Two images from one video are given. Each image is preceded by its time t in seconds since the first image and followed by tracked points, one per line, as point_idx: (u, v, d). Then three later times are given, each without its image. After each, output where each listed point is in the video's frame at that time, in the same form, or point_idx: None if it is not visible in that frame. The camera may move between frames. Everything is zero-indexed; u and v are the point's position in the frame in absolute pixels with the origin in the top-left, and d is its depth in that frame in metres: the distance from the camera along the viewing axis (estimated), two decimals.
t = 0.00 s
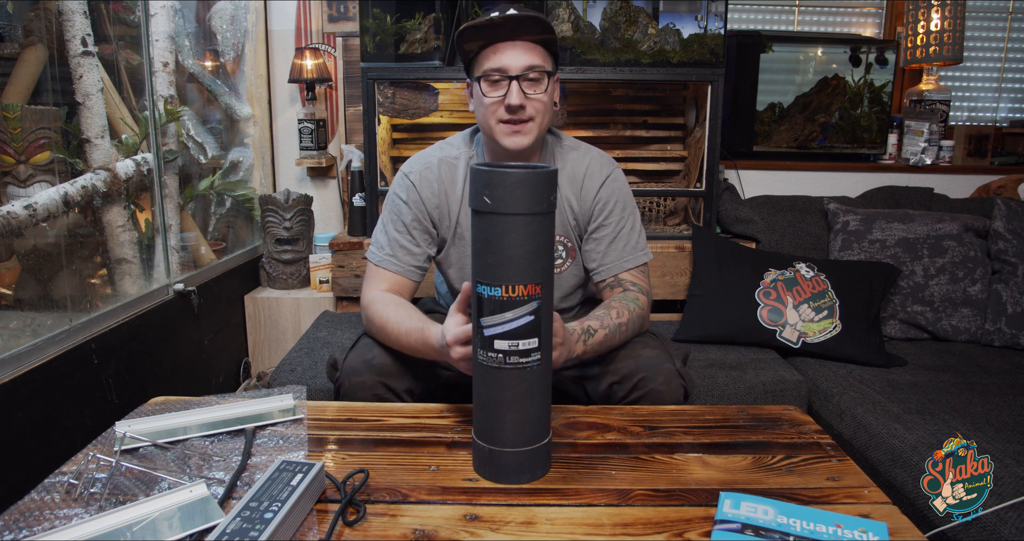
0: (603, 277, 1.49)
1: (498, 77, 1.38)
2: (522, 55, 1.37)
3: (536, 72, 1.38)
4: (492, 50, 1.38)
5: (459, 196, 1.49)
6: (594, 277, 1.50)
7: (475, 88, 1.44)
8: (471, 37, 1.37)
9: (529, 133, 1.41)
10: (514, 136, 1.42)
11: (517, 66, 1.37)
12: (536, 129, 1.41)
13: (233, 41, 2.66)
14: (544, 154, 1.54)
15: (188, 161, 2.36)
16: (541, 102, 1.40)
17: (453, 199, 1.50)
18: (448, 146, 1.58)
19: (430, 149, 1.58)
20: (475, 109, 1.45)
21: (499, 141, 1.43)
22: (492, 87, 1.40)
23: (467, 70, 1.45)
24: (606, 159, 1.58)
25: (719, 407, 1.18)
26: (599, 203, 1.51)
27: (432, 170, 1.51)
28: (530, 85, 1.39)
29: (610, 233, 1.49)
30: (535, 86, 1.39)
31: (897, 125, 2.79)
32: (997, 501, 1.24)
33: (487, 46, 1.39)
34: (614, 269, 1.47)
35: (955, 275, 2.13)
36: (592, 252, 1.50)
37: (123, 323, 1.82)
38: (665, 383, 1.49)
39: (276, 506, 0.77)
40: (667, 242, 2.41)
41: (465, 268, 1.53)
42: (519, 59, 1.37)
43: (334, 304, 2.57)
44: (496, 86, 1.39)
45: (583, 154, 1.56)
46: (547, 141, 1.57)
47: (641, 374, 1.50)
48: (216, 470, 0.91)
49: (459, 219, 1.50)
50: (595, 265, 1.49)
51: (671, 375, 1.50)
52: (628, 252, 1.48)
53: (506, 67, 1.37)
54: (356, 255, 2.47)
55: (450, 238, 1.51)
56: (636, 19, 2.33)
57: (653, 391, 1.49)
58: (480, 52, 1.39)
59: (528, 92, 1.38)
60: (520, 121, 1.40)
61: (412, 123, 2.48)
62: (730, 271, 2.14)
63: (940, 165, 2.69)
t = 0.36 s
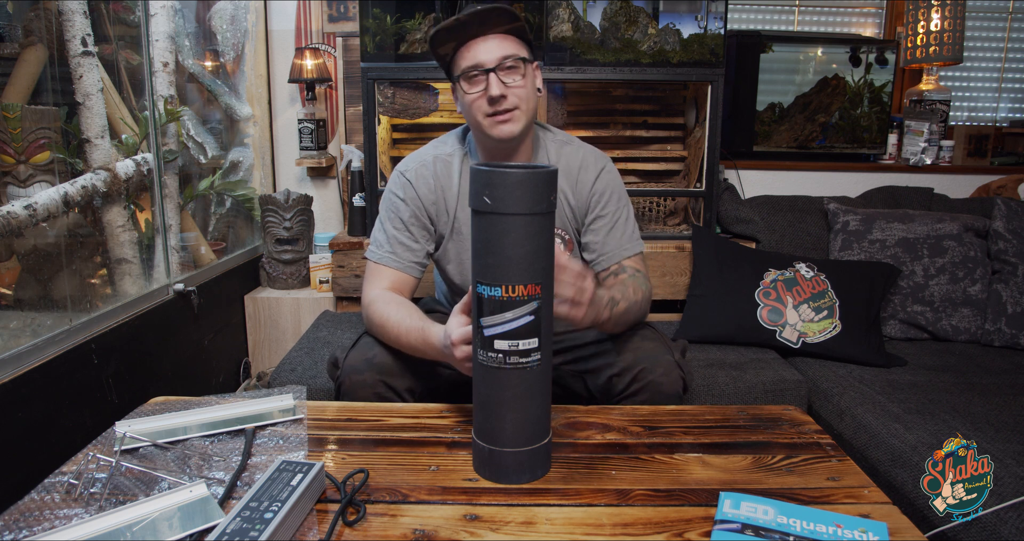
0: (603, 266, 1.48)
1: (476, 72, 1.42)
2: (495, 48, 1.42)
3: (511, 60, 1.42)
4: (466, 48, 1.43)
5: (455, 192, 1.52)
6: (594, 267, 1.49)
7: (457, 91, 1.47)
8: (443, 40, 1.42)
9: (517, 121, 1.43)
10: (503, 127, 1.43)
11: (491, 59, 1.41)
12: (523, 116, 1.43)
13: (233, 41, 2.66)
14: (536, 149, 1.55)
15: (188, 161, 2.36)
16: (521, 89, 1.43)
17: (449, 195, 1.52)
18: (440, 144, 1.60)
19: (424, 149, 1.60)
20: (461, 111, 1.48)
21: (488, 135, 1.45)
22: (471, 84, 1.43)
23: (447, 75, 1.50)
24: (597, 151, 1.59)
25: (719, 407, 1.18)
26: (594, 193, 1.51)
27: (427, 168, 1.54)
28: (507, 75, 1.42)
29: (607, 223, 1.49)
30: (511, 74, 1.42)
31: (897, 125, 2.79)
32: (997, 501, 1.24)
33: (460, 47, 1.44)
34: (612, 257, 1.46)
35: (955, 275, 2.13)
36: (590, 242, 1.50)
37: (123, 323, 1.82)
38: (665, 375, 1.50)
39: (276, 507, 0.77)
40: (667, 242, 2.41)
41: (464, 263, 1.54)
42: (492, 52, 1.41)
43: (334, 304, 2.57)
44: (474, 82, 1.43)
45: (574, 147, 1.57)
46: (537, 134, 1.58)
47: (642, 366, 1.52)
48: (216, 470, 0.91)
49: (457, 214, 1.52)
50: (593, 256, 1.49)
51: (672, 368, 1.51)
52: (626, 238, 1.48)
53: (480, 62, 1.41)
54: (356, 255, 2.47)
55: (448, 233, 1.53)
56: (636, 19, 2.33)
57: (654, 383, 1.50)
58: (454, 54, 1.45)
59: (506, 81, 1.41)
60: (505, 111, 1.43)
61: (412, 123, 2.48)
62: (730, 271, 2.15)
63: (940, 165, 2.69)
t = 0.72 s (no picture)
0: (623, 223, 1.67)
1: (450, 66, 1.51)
2: (466, 44, 1.52)
3: (482, 54, 1.52)
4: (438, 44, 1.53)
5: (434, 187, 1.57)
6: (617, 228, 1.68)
7: (431, 87, 1.57)
8: (416, 33, 1.52)
9: (490, 113, 1.52)
10: (476, 117, 1.52)
11: (464, 51, 1.51)
12: (494, 107, 1.53)
13: (233, 42, 2.66)
14: (512, 140, 1.66)
15: (188, 161, 2.36)
16: (492, 82, 1.53)
17: (428, 193, 1.57)
18: (414, 151, 1.66)
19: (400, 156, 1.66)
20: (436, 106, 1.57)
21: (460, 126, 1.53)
22: (444, 76, 1.53)
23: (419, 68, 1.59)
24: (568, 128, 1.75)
25: (719, 407, 1.18)
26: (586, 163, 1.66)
27: (404, 171, 1.59)
28: (479, 68, 1.52)
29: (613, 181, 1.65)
30: (483, 68, 1.53)
31: (897, 125, 2.79)
32: (997, 501, 1.24)
33: (432, 40, 1.54)
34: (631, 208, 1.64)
35: (955, 275, 2.13)
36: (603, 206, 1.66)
37: (123, 323, 1.82)
38: (661, 377, 1.51)
39: (276, 506, 0.77)
40: (667, 242, 2.41)
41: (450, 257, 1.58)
42: (464, 46, 1.52)
43: (334, 304, 2.57)
44: (448, 75, 1.53)
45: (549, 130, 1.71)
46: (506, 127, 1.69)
47: (637, 368, 1.52)
48: (216, 470, 0.91)
49: (439, 209, 1.57)
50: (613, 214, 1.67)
51: (667, 369, 1.52)
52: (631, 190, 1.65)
53: (454, 54, 1.51)
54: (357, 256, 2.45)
55: (431, 230, 1.57)
56: (636, 19, 2.33)
57: (649, 385, 1.51)
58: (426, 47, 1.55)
59: (478, 74, 1.52)
60: (477, 103, 1.52)
61: (412, 123, 2.48)
62: (730, 271, 2.14)
63: (940, 165, 2.69)
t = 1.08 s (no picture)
0: (625, 184, 1.77)
1: (444, 57, 1.54)
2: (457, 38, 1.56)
3: (473, 45, 1.56)
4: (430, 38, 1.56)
5: (433, 184, 1.59)
6: (620, 190, 1.77)
7: (424, 81, 1.58)
8: (409, 28, 1.57)
9: (486, 97, 1.55)
10: (474, 104, 1.54)
11: (455, 43, 1.55)
12: (490, 93, 1.56)
13: (233, 42, 2.66)
14: (500, 131, 1.69)
15: (188, 161, 2.36)
16: (484, 70, 1.57)
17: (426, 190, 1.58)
18: (404, 151, 1.67)
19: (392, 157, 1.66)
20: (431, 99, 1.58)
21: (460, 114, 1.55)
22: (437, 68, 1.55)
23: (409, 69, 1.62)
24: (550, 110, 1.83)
25: (718, 407, 1.18)
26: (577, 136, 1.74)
27: (397, 171, 1.59)
28: (471, 57, 1.56)
29: (607, 145, 1.74)
30: (474, 57, 1.56)
31: (897, 125, 2.79)
32: (997, 501, 1.24)
33: (422, 37, 1.58)
34: (629, 165, 1.75)
35: (955, 275, 2.13)
36: (602, 172, 1.75)
37: (123, 323, 1.82)
38: (659, 381, 1.50)
39: (276, 506, 0.77)
40: (667, 243, 2.41)
41: (454, 249, 1.61)
42: (454, 38, 1.56)
43: (333, 304, 2.57)
44: (441, 66, 1.55)
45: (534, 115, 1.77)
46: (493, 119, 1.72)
47: (636, 372, 1.52)
48: (216, 470, 0.91)
49: (440, 204, 1.59)
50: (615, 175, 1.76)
51: (667, 373, 1.51)
52: (624, 149, 1.75)
53: (445, 47, 1.55)
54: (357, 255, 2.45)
55: (432, 226, 1.59)
56: (636, 19, 2.34)
57: (648, 388, 1.51)
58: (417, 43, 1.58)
59: (471, 62, 1.55)
60: (474, 90, 1.54)
61: (412, 124, 2.49)
62: (730, 271, 2.14)
63: (940, 165, 2.69)
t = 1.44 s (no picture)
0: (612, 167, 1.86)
1: (434, 47, 1.55)
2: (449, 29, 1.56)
3: (465, 37, 1.56)
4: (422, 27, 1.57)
5: (428, 176, 1.61)
6: (607, 174, 1.86)
7: (415, 68, 1.59)
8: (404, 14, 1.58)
9: (473, 90, 1.57)
10: (458, 97, 1.56)
11: (447, 34, 1.56)
12: (476, 87, 1.58)
13: (233, 42, 2.66)
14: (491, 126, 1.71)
15: (188, 161, 2.36)
16: (475, 63, 1.57)
17: (421, 181, 1.60)
18: (396, 149, 1.68)
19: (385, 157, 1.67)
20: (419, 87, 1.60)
21: (444, 105, 1.57)
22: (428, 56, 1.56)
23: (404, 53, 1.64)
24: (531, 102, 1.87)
25: (718, 407, 1.18)
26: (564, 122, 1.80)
27: (390, 166, 1.60)
28: (462, 49, 1.56)
29: (592, 131, 1.82)
30: (466, 49, 1.56)
31: (897, 125, 2.79)
32: (997, 501, 1.24)
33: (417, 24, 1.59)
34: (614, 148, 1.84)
35: (955, 275, 2.13)
36: (591, 156, 1.83)
37: (123, 323, 1.82)
38: (658, 383, 1.50)
39: (276, 506, 0.77)
40: (667, 242, 2.40)
41: (453, 238, 1.62)
42: (447, 28, 1.56)
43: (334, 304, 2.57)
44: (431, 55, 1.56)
45: (519, 106, 1.81)
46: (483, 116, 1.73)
47: (635, 374, 1.52)
48: (216, 470, 0.91)
49: (436, 195, 1.60)
50: (602, 158, 1.84)
51: (667, 376, 1.51)
52: (607, 134, 1.84)
53: (437, 36, 1.56)
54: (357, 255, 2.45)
55: (429, 217, 1.60)
56: (636, 19, 2.34)
57: (647, 390, 1.51)
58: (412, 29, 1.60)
59: (461, 54, 1.55)
60: (461, 82, 1.56)
61: (412, 124, 2.48)
62: (730, 271, 2.14)
63: (940, 165, 2.69)
